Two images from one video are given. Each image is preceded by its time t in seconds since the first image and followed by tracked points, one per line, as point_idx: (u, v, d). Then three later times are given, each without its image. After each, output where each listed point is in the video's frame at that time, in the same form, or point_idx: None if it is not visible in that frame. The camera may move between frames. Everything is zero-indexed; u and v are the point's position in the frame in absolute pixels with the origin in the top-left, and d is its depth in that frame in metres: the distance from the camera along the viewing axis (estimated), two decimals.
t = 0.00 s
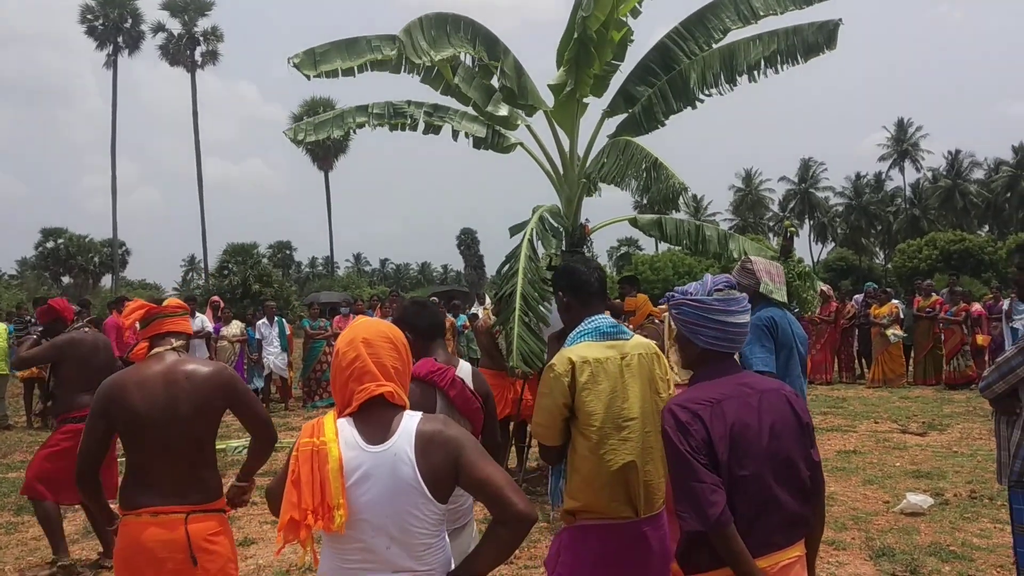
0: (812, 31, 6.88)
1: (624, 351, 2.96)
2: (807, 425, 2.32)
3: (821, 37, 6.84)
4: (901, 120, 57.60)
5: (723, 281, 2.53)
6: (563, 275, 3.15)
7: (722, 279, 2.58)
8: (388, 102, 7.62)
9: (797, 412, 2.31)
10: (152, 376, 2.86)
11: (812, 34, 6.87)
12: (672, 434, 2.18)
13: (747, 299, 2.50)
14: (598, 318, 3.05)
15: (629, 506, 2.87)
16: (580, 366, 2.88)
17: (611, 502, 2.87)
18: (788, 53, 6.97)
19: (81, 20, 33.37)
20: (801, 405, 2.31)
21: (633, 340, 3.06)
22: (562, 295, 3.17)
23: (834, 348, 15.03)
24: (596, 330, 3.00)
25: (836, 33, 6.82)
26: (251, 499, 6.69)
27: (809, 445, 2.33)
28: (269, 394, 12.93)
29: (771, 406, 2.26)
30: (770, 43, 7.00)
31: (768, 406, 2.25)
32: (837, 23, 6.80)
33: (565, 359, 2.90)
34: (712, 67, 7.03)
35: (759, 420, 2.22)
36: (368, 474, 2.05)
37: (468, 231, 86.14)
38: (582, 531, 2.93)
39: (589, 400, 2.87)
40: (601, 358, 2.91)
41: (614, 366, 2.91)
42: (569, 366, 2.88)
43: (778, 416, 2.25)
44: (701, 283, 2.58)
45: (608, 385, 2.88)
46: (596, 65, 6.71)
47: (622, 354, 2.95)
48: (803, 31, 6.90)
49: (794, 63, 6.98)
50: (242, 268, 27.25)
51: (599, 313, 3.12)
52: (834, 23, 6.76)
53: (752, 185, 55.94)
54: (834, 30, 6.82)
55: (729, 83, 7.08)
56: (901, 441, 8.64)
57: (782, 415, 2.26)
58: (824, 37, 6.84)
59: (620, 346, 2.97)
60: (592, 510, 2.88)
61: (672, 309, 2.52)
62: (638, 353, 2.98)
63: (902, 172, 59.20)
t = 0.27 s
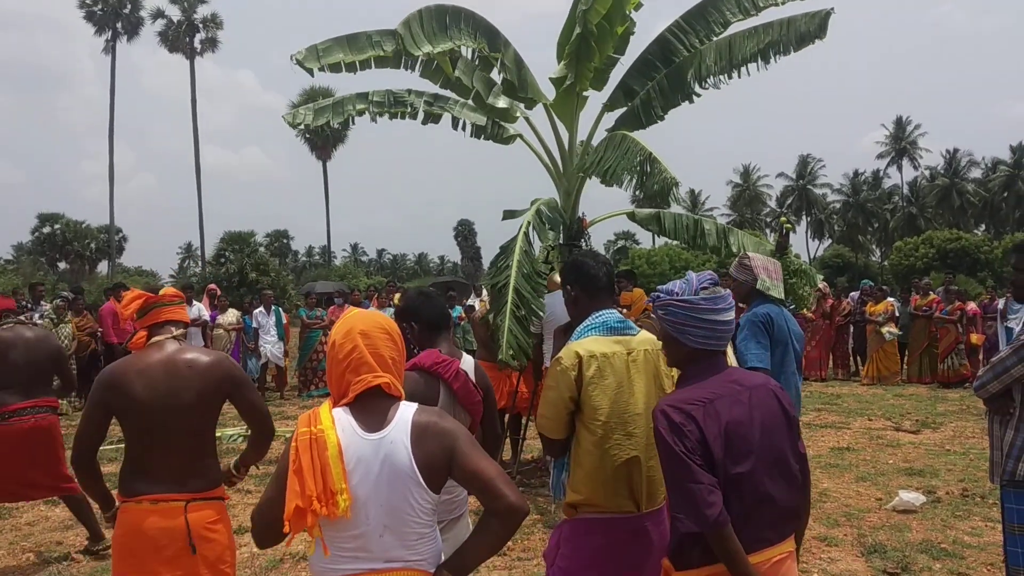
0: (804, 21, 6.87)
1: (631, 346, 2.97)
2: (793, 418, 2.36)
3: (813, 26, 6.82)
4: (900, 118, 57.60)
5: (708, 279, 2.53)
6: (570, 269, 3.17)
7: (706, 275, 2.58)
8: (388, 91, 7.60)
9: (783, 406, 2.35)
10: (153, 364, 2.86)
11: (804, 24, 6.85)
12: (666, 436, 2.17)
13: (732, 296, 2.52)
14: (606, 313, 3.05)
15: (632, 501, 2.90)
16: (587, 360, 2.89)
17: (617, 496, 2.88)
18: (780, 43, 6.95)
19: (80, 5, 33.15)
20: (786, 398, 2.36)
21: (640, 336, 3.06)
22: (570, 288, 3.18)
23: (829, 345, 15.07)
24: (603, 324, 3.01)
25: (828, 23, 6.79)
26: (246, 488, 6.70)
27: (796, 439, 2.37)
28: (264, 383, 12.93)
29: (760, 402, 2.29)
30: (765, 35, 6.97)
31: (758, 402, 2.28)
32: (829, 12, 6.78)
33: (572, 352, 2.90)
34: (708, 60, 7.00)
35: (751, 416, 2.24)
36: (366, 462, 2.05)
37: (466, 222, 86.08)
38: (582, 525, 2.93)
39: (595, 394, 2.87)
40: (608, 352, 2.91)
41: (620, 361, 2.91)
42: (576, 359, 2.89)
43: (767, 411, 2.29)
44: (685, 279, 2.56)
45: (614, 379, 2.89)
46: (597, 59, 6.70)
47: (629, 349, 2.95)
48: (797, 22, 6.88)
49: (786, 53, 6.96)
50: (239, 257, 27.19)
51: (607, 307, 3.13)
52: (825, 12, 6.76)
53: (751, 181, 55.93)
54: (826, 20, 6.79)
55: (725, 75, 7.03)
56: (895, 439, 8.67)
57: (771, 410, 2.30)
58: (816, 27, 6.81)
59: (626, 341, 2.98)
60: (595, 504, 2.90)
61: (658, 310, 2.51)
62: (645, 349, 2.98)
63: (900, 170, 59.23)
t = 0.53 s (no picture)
0: (800, 13, 6.83)
1: (633, 344, 2.96)
2: (787, 415, 2.36)
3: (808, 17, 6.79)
4: (901, 118, 57.60)
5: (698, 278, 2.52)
6: (575, 266, 3.17)
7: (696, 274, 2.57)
8: (390, 86, 7.61)
9: (777, 403, 2.35)
10: (152, 360, 2.85)
11: (801, 17, 6.81)
12: (659, 434, 2.16)
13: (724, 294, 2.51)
14: (609, 310, 3.04)
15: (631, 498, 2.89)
16: (589, 358, 2.88)
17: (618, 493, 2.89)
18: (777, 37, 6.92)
19: None
20: (780, 395, 2.36)
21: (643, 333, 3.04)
22: (574, 285, 3.18)
23: (829, 345, 15.07)
24: (606, 322, 3.00)
25: (822, 14, 6.77)
26: (244, 483, 6.71)
27: (791, 436, 2.37)
28: (263, 378, 12.93)
29: (753, 399, 2.29)
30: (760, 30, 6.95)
31: (751, 399, 2.28)
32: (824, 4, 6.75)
33: (574, 349, 2.90)
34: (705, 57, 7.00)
35: (744, 414, 2.24)
36: (365, 452, 2.05)
37: (466, 219, 86.04)
38: (580, 521, 2.94)
39: (596, 392, 2.87)
40: (610, 350, 2.90)
41: (622, 358, 2.90)
42: (577, 356, 2.89)
43: (761, 409, 2.28)
44: (676, 277, 2.55)
45: (616, 377, 2.88)
46: (596, 57, 6.70)
47: (632, 347, 2.94)
48: (793, 15, 6.84)
49: (782, 46, 6.92)
50: (238, 252, 27.17)
51: (610, 303, 3.11)
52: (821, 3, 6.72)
53: (751, 180, 55.91)
54: (821, 12, 6.76)
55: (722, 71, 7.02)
56: (894, 438, 8.68)
57: (764, 407, 2.30)
58: (810, 19, 6.77)
59: (629, 339, 2.97)
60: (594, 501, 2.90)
61: (650, 308, 2.49)
62: (649, 347, 2.97)
63: (901, 170, 59.20)
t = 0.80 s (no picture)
0: (801, 12, 6.86)
1: (630, 343, 2.95)
2: (786, 415, 2.36)
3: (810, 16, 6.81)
4: (903, 117, 57.53)
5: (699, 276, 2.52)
6: (573, 262, 3.17)
7: (697, 273, 2.57)
8: (392, 91, 7.58)
9: (776, 402, 2.35)
10: (148, 358, 2.85)
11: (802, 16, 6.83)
12: (657, 432, 2.17)
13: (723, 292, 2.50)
14: (606, 309, 3.05)
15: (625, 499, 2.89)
16: (585, 356, 2.88)
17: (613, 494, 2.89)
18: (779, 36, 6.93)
19: None
20: (779, 395, 2.36)
21: (640, 331, 3.04)
22: (573, 283, 3.18)
23: (830, 344, 15.06)
24: (603, 320, 3.00)
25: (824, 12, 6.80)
26: (245, 481, 6.72)
27: (790, 436, 2.37)
28: (265, 376, 12.95)
29: (752, 398, 2.29)
30: (762, 29, 6.95)
31: (750, 398, 2.28)
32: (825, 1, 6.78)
33: (570, 348, 2.89)
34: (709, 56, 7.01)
35: (742, 412, 2.24)
36: (372, 447, 2.05)
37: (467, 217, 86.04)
38: (576, 521, 2.95)
39: (593, 391, 2.87)
40: (606, 348, 2.90)
41: (619, 357, 2.91)
42: (574, 355, 2.88)
43: (760, 408, 2.28)
44: (675, 275, 2.56)
45: (612, 376, 2.88)
46: (598, 55, 6.68)
47: (628, 346, 2.94)
48: (794, 15, 6.86)
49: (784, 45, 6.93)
50: (240, 250, 27.20)
51: (608, 302, 3.10)
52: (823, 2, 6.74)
53: (753, 179, 55.87)
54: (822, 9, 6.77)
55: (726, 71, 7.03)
56: (895, 438, 8.68)
57: (763, 406, 2.30)
58: (812, 18, 6.80)
59: (626, 337, 2.97)
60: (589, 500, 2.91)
61: (649, 306, 2.49)
62: (646, 346, 2.97)
63: (902, 169, 59.13)
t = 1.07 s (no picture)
0: (812, 17, 6.82)
1: (622, 343, 2.94)
2: (790, 415, 2.34)
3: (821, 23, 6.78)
4: (905, 116, 57.44)
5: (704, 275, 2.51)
6: (564, 261, 3.09)
7: (703, 272, 2.56)
8: (393, 96, 7.54)
9: (780, 401, 2.33)
10: (144, 356, 2.84)
11: (813, 22, 6.80)
12: (660, 430, 2.15)
13: (729, 290, 2.48)
14: (598, 308, 3.02)
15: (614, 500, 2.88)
16: (575, 356, 2.87)
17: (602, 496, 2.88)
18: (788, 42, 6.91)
19: None
20: (783, 394, 2.34)
21: (636, 331, 3.02)
22: (564, 282, 3.12)
23: (832, 344, 15.04)
24: (595, 320, 2.98)
25: (835, 19, 6.76)
26: (246, 480, 6.72)
27: (793, 435, 2.35)
28: (266, 375, 12.95)
29: (756, 397, 2.27)
30: (772, 33, 6.92)
31: (754, 397, 2.27)
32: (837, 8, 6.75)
33: (559, 349, 2.89)
34: (715, 59, 7.02)
35: (746, 411, 2.22)
36: (384, 444, 2.04)
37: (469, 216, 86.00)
38: (567, 521, 2.93)
39: (582, 392, 2.87)
40: (596, 349, 2.89)
41: (610, 357, 2.90)
42: (564, 355, 2.87)
43: (763, 406, 2.27)
44: (681, 274, 2.55)
45: (601, 377, 2.88)
46: (602, 52, 6.68)
47: (620, 346, 2.93)
48: (805, 19, 6.83)
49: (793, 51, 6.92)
50: (241, 249, 27.20)
51: (601, 302, 3.07)
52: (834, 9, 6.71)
53: (754, 178, 55.81)
54: (834, 16, 6.75)
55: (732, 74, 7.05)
56: (897, 437, 8.66)
57: (767, 405, 2.28)
58: (823, 24, 6.77)
59: (618, 338, 2.95)
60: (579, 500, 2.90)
61: (654, 303, 2.48)
62: (638, 346, 2.96)
63: (904, 168, 59.06)
